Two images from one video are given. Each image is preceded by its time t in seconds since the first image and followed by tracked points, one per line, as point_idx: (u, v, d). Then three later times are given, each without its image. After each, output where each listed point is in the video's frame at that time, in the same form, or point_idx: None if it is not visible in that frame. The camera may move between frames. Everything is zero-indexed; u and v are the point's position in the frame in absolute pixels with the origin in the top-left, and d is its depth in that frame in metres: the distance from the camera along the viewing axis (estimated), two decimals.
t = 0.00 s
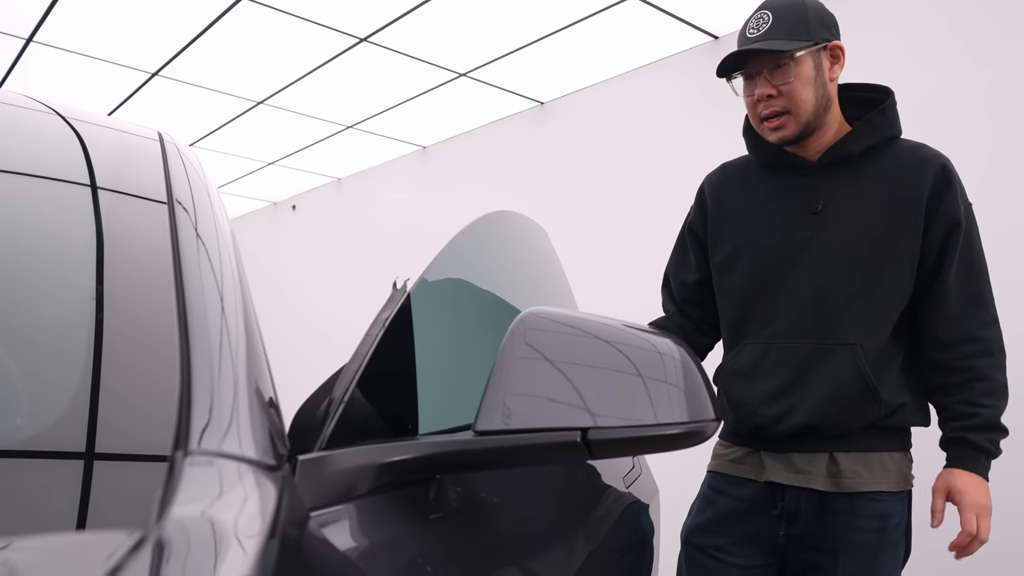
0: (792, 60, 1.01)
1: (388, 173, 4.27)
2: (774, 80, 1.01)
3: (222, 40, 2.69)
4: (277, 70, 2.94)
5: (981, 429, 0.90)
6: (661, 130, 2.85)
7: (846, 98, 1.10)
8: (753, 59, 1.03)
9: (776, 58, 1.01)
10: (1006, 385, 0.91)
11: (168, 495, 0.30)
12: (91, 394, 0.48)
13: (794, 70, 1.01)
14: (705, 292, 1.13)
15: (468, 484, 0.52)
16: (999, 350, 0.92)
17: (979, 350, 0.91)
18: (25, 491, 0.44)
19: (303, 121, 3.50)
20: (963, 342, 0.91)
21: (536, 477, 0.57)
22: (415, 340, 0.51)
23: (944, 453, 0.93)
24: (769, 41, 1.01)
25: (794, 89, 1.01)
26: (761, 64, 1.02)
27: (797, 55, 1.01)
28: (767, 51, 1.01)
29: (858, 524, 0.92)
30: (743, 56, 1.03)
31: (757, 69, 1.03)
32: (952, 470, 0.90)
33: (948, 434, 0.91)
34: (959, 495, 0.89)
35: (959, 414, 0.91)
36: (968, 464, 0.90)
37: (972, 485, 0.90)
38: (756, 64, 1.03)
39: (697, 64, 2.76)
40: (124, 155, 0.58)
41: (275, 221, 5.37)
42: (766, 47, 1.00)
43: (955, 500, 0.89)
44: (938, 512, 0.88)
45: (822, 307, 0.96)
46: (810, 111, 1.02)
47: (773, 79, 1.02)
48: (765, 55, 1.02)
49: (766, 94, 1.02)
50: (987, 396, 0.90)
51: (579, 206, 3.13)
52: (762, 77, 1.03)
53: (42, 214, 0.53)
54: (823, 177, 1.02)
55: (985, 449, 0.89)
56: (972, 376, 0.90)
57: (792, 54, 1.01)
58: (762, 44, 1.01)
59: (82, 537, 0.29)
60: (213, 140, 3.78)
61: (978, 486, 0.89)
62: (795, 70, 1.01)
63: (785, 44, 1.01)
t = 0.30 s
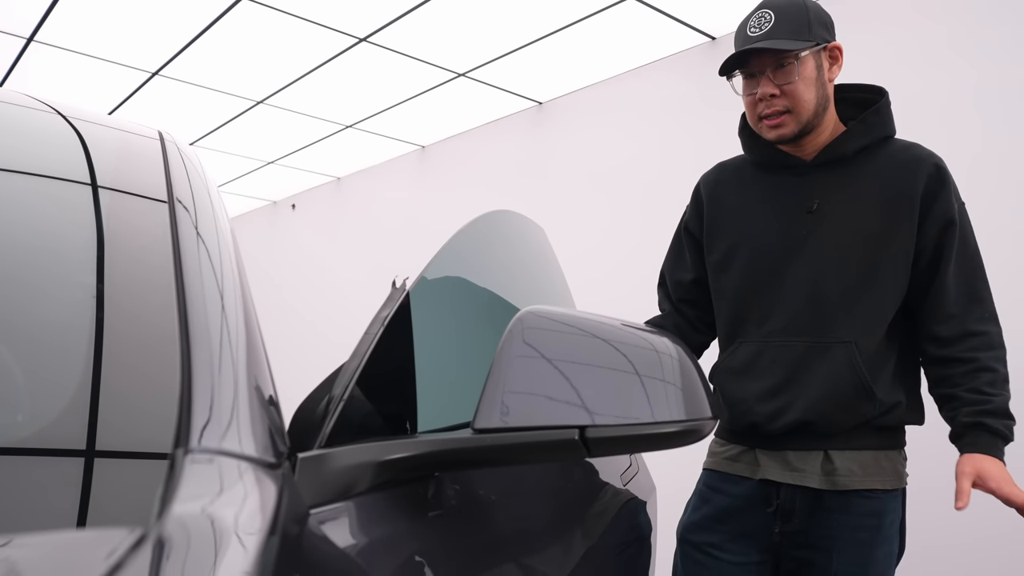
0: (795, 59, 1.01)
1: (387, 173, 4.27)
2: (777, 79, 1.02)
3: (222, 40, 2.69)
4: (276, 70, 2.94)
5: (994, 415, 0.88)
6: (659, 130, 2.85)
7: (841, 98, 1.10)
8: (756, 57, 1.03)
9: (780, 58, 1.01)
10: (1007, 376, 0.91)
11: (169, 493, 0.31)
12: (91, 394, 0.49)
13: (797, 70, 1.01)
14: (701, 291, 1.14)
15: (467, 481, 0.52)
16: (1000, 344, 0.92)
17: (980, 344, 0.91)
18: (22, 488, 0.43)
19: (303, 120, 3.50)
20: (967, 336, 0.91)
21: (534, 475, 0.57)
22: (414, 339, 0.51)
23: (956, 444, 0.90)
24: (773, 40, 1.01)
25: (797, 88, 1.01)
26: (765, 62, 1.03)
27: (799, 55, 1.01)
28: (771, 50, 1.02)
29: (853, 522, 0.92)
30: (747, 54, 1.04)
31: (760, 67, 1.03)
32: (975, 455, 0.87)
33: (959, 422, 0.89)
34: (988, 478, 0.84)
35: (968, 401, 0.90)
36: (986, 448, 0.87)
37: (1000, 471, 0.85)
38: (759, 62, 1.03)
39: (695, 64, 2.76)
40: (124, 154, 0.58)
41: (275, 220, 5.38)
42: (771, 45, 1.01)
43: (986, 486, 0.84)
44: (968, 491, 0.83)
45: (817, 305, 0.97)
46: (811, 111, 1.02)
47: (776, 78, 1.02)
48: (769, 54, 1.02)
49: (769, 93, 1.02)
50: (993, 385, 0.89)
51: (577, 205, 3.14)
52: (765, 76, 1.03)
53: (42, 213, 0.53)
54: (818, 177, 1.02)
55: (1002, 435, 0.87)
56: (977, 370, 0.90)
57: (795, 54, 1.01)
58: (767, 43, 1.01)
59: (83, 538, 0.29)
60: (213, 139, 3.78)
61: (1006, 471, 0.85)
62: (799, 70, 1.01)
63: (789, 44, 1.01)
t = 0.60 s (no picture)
0: (791, 58, 1.02)
1: (386, 172, 4.28)
2: (774, 78, 1.02)
3: (222, 40, 2.69)
4: (276, 70, 2.95)
5: (972, 413, 0.88)
6: (658, 131, 2.86)
7: (835, 99, 1.11)
8: (752, 58, 1.03)
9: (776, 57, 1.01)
10: (994, 376, 0.91)
11: (170, 489, 0.31)
12: (92, 391, 0.49)
13: (793, 70, 1.02)
14: (697, 291, 1.14)
15: (465, 479, 0.53)
16: (988, 344, 0.92)
17: (966, 343, 0.91)
18: (22, 485, 0.44)
19: (303, 120, 3.51)
20: (952, 336, 0.91)
21: (532, 473, 0.58)
22: (412, 339, 0.51)
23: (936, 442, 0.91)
24: (768, 40, 1.01)
25: (793, 87, 1.01)
26: (760, 62, 1.03)
27: (794, 55, 1.02)
28: (766, 50, 1.02)
29: (849, 520, 0.92)
30: (742, 55, 1.04)
31: (756, 67, 1.03)
32: (949, 455, 0.88)
33: (937, 421, 0.90)
34: (957, 478, 0.85)
35: (949, 400, 0.90)
36: (961, 447, 0.88)
37: (971, 471, 0.86)
38: (755, 62, 1.03)
39: (693, 65, 2.76)
40: (125, 153, 0.59)
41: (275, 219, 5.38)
42: (767, 46, 1.01)
43: (956, 486, 0.85)
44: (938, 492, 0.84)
45: (813, 304, 0.97)
46: (807, 110, 1.02)
47: (772, 77, 1.02)
48: (764, 54, 1.02)
49: (766, 92, 1.02)
50: (976, 384, 0.89)
51: (577, 205, 3.14)
52: (761, 75, 1.03)
53: (43, 212, 0.54)
54: (814, 177, 1.02)
55: (980, 434, 0.87)
56: (960, 370, 0.90)
57: (790, 54, 1.02)
58: (763, 43, 1.01)
59: (88, 541, 0.29)
60: (213, 138, 3.79)
61: (978, 470, 0.86)
62: (794, 69, 1.01)
63: (784, 44, 1.01)
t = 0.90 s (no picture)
0: (788, 59, 1.02)
1: (386, 172, 4.28)
2: (771, 79, 1.02)
3: (223, 40, 2.70)
4: (276, 70, 2.95)
5: (964, 407, 0.89)
6: (657, 132, 2.86)
7: (830, 99, 1.11)
8: (749, 59, 1.04)
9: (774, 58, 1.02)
10: (988, 371, 0.91)
11: (170, 487, 0.31)
12: (93, 389, 0.49)
13: (790, 70, 1.02)
14: (694, 291, 1.15)
15: (464, 477, 0.53)
16: (982, 340, 0.92)
17: (961, 339, 0.91)
18: (24, 484, 0.44)
19: (303, 120, 3.51)
20: (946, 332, 0.92)
21: (531, 470, 0.58)
22: (411, 336, 0.52)
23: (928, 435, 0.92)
24: (766, 41, 1.02)
25: (790, 88, 1.02)
26: (758, 63, 1.04)
27: (792, 56, 1.02)
28: (764, 51, 1.02)
29: (844, 518, 0.93)
30: (739, 55, 1.04)
31: (754, 68, 1.04)
32: (939, 447, 0.89)
33: (931, 414, 0.90)
34: (947, 470, 0.86)
35: (942, 394, 0.91)
36: (952, 440, 0.88)
37: (959, 463, 0.87)
38: (752, 63, 1.04)
39: (691, 65, 2.77)
40: (126, 153, 0.59)
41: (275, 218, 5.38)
42: (764, 46, 1.01)
43: (945, 478, 0.86)
44: (928, 482, 0.84)
45: (809, 303, 0.97)
46: (803, 110, 1.03)
47: (769, 78, 1.03)
48: (762, 55, 1.03)
49: (763, 93, 1.03)
50: (969, 379, 0.90)
51: (577, 203, 3.14)
52: (758, 76, 1.04)
53: (44, 211, 0.54)
54: (809, 177, 1.03)
55: (971, 428, 0.88)
56: (953, 364, 0.91)
57: (787, 55, 1.02)
58: (760, 44, 1.01)
59: (88, 536, 0.30)
60: (213, 138, 3.79)
61: (968, 463, 0.86)
62: (791, 70, 1.02)
63: (781, 45, 1.02)
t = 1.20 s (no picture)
0: (783, 61, 1.02)
1: (386, 172, 4.28)
2: (767, 81, 1.03)
3: (224, 40, 2.70)
4: (277, 70, 2.95)
5: (958, 406, 0.89)
6: (655, 133, 2.86)
7: (826, 100, 1.12)
8: (746, 61, 1.04)
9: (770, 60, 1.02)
10: (983, 369, 0.91)
11: (171, 485, 0.32)
12: (96, 386, 0.50)
13: (786, 72, 1.02)
14: (692, 291, 1.15)
15: (464, 475, 0.54)
16: (977, 339, 0.92)
17: (955, 338, 0.91)
18: (27, 481, 0.44)
19: (303, 120, 3.51)
20: (941, 330, 0.92)
21: (530, 468, 0.58)
22: (411, 335, 0.52)
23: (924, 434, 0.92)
24: (762, 43, 1.02)
25: (787, 89, 1.02)
26: (754, 65, 1.04)
27: (787, 57, 1.03)
28: (760, 53, 1.03)
29: (841, 515, 0.93)
30: (736, 58, 1.04)
31: (750, 70, 1.04)
32: (934, 447, 0.89)
33: (925, 412, 0.91)
34: (941, 468, 0.87)
35: (936, 393, 0.91)
36: (948, 439, 0.89)
37: (953, 462, 0.88)
38: (748, 65, 1.04)
39: (689, 66, 2.77)
40: (128, 153, 0.59)
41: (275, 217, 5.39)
42: (761, 48, 1.01)
43: (939, 476, 0.87)
44: (921, 480, 0.85)
45: (806, 302, 0.98)
46: (800, 111, 1.03)
47: (766, 79, 1.03)
48: (758, 57, 1.03)
49: (760, 94, 1.03)
50: (964, 378, 0.90)
51: (576, 202, 3.14)
52: (755, 78, 1.04)
53: (46, 211, 0.54)
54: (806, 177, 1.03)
55: (966, 426, 0.88)
56: (946, 362, 0.91)
57: (783, 57, 1.03)
58: (756, 46, 1.02)
59: (89, 529, 0.30)
60: (214, 138, 3.79)
61: (962, 462, 0.87)
62: (787, 72, 1.02)
63: (777, 47, 1.02)
